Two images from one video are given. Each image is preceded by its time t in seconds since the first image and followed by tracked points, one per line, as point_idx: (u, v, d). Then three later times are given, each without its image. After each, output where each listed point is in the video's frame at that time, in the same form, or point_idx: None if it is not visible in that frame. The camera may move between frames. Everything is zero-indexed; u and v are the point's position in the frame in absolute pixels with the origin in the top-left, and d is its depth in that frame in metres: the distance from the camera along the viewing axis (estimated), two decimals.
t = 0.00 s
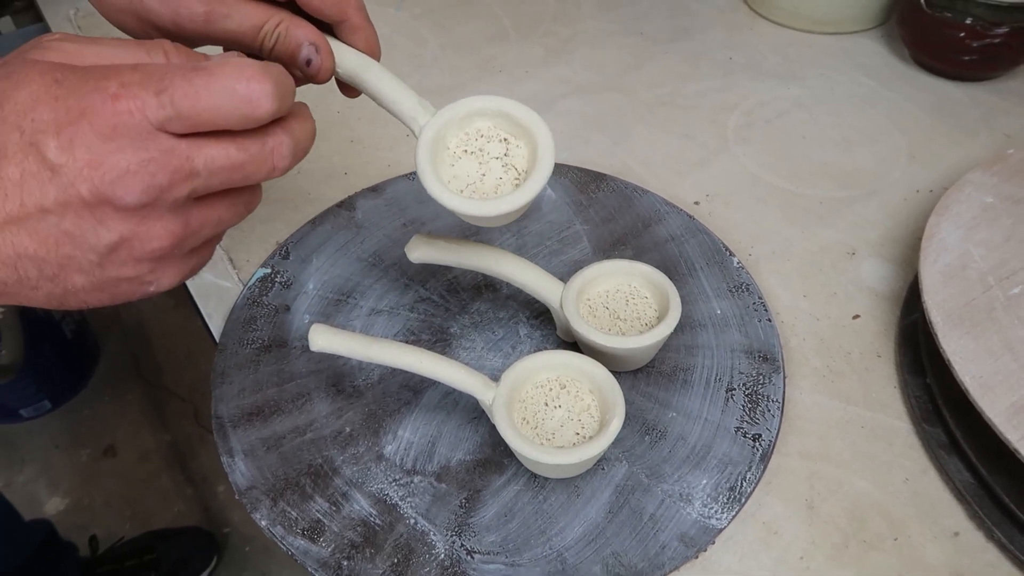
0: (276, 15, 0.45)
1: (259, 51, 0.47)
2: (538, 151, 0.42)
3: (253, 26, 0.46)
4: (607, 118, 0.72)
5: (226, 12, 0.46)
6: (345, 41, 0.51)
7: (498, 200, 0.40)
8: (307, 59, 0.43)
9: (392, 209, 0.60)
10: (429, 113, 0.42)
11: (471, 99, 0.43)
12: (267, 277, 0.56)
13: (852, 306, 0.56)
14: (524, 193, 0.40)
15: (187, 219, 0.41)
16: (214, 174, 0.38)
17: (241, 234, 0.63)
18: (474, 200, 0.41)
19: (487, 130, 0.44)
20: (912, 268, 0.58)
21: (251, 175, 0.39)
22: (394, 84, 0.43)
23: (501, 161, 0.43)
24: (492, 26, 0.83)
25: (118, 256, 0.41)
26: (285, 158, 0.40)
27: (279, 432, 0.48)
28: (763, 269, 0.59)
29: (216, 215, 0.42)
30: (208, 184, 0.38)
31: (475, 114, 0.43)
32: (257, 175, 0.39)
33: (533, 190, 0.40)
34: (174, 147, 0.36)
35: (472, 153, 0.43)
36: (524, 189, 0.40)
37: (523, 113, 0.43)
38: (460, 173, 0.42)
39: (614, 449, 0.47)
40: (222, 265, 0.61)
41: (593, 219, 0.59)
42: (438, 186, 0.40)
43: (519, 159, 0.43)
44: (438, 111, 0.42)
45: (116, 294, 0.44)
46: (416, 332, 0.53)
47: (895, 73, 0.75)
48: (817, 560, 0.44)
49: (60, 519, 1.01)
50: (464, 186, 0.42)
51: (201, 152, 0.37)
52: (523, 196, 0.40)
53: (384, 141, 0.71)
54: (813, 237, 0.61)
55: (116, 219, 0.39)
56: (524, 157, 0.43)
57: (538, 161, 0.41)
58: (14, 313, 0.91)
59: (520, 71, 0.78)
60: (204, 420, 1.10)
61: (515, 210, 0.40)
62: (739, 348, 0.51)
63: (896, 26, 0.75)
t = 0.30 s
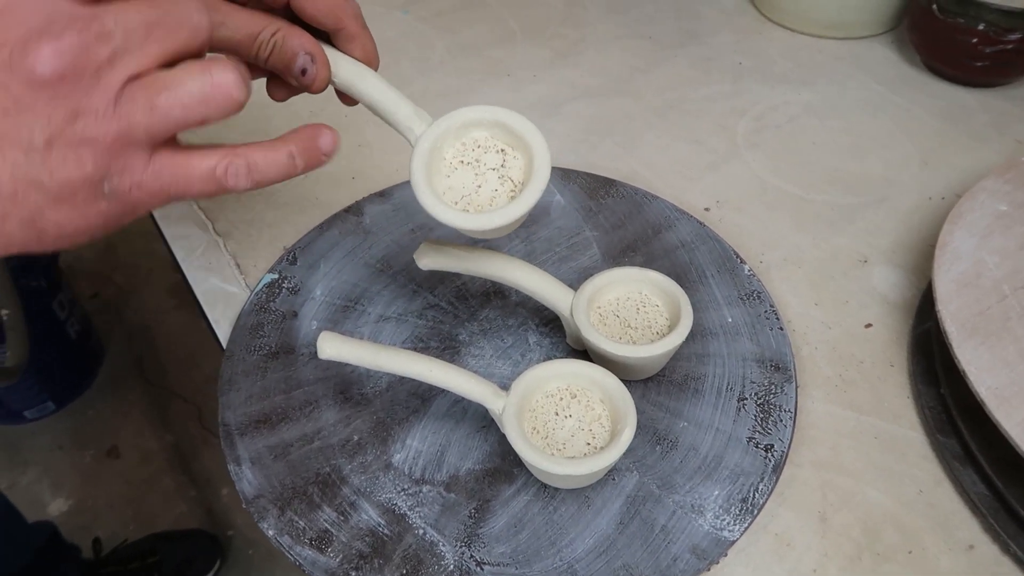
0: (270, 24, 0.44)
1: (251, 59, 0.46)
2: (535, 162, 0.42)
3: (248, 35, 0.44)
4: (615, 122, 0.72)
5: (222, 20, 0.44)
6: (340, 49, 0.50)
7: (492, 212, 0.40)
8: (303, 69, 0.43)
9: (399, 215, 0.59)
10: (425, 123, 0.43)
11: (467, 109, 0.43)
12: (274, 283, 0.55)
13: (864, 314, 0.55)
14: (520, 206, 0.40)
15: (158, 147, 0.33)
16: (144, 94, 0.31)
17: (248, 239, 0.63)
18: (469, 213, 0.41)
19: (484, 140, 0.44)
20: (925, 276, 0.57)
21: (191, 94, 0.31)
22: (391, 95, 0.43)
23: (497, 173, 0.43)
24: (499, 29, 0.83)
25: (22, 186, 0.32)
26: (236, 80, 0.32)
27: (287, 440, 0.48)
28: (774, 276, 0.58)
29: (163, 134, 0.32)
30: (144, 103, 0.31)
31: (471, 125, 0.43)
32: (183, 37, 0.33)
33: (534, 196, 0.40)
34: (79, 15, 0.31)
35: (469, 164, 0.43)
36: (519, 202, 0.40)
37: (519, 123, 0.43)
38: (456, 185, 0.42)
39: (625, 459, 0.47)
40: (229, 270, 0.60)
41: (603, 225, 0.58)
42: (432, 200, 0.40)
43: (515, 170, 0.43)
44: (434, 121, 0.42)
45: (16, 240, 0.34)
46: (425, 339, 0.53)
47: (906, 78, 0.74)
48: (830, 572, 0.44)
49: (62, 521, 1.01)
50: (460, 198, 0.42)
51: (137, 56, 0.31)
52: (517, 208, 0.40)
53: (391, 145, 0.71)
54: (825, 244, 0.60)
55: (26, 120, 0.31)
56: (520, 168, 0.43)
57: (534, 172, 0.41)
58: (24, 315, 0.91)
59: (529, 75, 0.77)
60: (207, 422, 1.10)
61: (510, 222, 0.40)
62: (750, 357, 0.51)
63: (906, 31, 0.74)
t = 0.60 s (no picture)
0: None
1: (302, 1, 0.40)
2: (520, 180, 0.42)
3: None
4: (623, 124, 0.72)
5: None
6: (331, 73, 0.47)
7: (475, 234, 0.41)
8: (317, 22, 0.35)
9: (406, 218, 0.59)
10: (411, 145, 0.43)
11: (456, 128, 0.44)
12: (281, 285, 0.55)
13: (874, 319, 0.55)
14: (503, 227, 0.41)
15: (251, 52, 0.37)
16: None
17: (255, 241, 0.62)
18: (455, 233, 0.42)
19: (471, 160, 0.45)
20: (935, 282, 0.57)
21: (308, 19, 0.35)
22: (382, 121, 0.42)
23: (484, 192, 0.44)
24: (507, 31, 0.83)
25: (120, 27, 0.36)
26: (348, 32, 0.35)
27: (294, 444, 0.48)
28: (783, 281, 0.58)
29: (267, 38, 0.36)
30: (264, 7, 0.35)
31: (459, 145, 0.44)
32: None
33: (519, 216, 0.41)
34: None
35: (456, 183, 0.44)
36: (504, 221, 0.41)
37: (506, 142, 0.43)
38: (442, 205, 0.44)
39: (634, 464, 0.46)
40: (235, 272, 0.60)
41: (611, 228, 0.58)
42: (417, 222, 0.42)
43: (502, 190, 0.44)
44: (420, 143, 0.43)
45: (87, 78, 0.38)
46: (432, 342, 0.53)
47: (915, 81, 0.74)
48: None
49: (66, 520, 1.00)
50: (446, 218, 0.43)
51: None
52: (497, 230, 0.41)
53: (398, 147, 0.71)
54: (834, 249, 0.60)
55: None
56: (507, 188, 0.44)
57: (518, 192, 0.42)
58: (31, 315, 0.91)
59: (536, 77, 0.77)
60: (211, 423, 1.10)
61: (491, 243, 0.42)
62: (759, 362, 0.50)
63: (916, 34, 0.74)
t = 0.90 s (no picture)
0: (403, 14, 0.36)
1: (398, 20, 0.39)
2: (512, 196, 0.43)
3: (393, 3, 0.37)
4: (628, 126, 0.72)
5: None
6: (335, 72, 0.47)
7: (466, 249, 0.42)
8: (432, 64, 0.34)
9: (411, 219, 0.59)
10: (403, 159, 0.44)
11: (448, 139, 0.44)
12: (286, 286, 0.55)
13: (878, 323, 0.55)
14: (491, 245, 0.42)
15: (363, 78, 0.35)
16: (394, 36, 0.34)
17: (261, 241, 0.63)
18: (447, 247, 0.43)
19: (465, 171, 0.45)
20: (940, 286, 0.57)
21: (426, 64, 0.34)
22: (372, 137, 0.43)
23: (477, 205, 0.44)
24: (513, 32, 0.83)
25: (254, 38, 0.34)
26: (462, 82, 0.35)
27: (298, 444, 0.48)
28: (787, 283, 0.58)
29: (383, 73, 0.35)
30: (389, 44, 0.34)
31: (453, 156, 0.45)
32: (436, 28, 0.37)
33: (507, 234, 0.42)
34: None
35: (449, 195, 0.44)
36: (495, 237, 0.42)
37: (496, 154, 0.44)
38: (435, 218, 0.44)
39: (637, 466, 0.46)
40: (241, 272, 0.60)
41: (615, 230, 0.58)
42: (409, 236, 0.42)
43: (494, 204, 0.44)
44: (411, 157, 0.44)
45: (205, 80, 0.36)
46: (436, 344, 0.53)
47: (921, 84, 0.74)
48: None
49: (70, 518, 1.01)
50: (439, 231, 0.44)
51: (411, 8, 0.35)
52: (488, 246, 0.42)
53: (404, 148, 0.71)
54: (839, 252, 0.60)
55: None
56: (500, 201, 0.44)
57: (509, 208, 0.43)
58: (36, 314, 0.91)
59: (541, 79, 0.77)
60: (215, 421, 1.10)
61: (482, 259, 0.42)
62: (763, 365, 0.50)
63: (922, 37, 0.74)
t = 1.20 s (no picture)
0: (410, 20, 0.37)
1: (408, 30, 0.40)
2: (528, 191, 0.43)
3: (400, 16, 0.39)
4: (635, 129, 0.72)
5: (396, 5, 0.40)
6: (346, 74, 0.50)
7: (483, 246, 0.42)
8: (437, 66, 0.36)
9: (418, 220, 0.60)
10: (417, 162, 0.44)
11: (464, 138, 0.45)
12: (293, 286, 0.55)
13: (886, 327, 0.55)
14: (510, 240, 0.42)
15: (365, 80, 0.37)
16: (401, 38, 0.35)
17: (268, 242, 0.63)
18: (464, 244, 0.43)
19: (480, 169, 0.46)
20: (948, 290, 0.57)
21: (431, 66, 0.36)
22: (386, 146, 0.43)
23: (493, 203, 0.45)
24: (520, 34, 0.83)
25: (260, 40, 0.36)
26: (462, 85, 0.36)
27: (305, 444, 0.48)
28: (794, 287, 0.58)
29: (385, 73, 0.36)
30: (394, 45, 0.35)
31: (468, 155, 0.45)
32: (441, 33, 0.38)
33: (526, 228, 0.42)
34: None
35: (464, 193, 0.45)
36: (512, 234, 0.42)
37: (513, 153, 0.44)
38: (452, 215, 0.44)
39: (644, 469, 0.46)
40: (248, 272, 0.60)
41: (622, 233, 0.58)
42: (426, 233, 0.42)
43: (510, 200, 0.45)
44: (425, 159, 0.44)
45: (213, 78, 0.38)
46: (442, 345, 0.53)
47: (929, 88, 0.74)
48: None
49: (74, 516, 1.01)
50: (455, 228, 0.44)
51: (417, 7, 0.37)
52: (507, 243, 0.42)
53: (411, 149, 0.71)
54: (847, 256, 0.60)
55: None
56: (514, 198, 0.45)
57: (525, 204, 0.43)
58: (43, 311, 0.92)
59: (548, 80, 0.77)
60: (219, 420, 1.10)
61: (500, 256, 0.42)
62: (771, 369, 0.50)
63: (930, 41, 0.74)
